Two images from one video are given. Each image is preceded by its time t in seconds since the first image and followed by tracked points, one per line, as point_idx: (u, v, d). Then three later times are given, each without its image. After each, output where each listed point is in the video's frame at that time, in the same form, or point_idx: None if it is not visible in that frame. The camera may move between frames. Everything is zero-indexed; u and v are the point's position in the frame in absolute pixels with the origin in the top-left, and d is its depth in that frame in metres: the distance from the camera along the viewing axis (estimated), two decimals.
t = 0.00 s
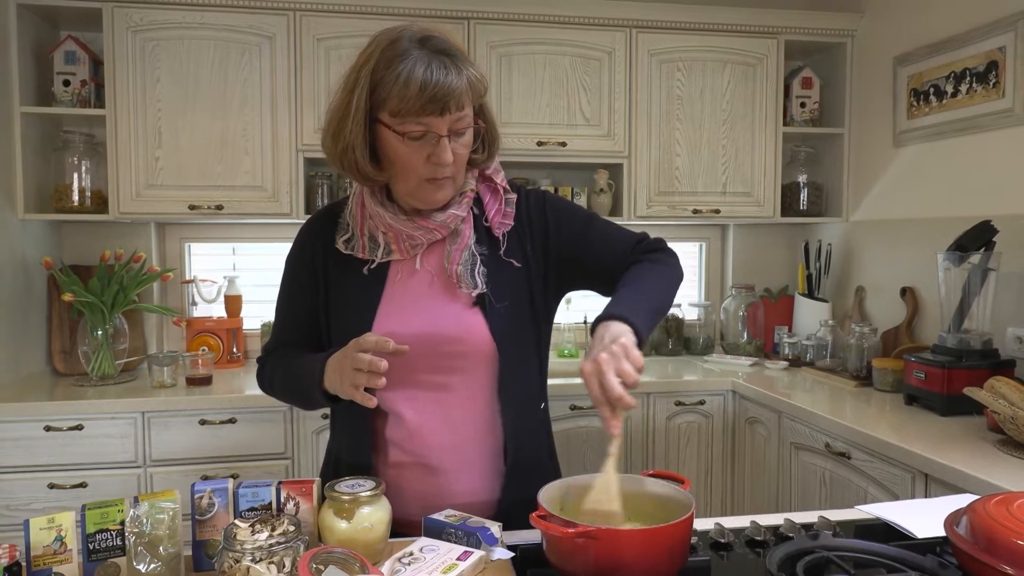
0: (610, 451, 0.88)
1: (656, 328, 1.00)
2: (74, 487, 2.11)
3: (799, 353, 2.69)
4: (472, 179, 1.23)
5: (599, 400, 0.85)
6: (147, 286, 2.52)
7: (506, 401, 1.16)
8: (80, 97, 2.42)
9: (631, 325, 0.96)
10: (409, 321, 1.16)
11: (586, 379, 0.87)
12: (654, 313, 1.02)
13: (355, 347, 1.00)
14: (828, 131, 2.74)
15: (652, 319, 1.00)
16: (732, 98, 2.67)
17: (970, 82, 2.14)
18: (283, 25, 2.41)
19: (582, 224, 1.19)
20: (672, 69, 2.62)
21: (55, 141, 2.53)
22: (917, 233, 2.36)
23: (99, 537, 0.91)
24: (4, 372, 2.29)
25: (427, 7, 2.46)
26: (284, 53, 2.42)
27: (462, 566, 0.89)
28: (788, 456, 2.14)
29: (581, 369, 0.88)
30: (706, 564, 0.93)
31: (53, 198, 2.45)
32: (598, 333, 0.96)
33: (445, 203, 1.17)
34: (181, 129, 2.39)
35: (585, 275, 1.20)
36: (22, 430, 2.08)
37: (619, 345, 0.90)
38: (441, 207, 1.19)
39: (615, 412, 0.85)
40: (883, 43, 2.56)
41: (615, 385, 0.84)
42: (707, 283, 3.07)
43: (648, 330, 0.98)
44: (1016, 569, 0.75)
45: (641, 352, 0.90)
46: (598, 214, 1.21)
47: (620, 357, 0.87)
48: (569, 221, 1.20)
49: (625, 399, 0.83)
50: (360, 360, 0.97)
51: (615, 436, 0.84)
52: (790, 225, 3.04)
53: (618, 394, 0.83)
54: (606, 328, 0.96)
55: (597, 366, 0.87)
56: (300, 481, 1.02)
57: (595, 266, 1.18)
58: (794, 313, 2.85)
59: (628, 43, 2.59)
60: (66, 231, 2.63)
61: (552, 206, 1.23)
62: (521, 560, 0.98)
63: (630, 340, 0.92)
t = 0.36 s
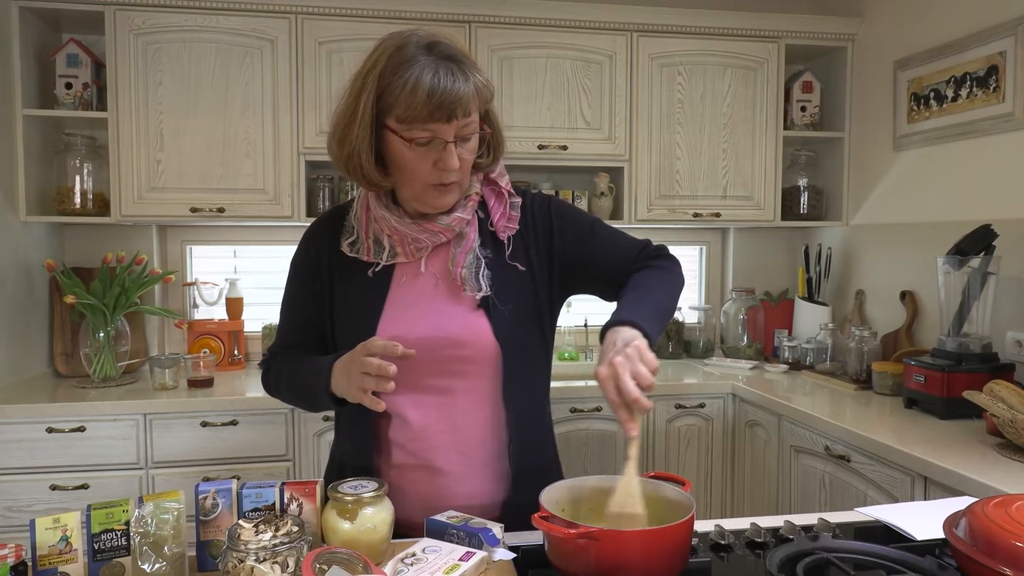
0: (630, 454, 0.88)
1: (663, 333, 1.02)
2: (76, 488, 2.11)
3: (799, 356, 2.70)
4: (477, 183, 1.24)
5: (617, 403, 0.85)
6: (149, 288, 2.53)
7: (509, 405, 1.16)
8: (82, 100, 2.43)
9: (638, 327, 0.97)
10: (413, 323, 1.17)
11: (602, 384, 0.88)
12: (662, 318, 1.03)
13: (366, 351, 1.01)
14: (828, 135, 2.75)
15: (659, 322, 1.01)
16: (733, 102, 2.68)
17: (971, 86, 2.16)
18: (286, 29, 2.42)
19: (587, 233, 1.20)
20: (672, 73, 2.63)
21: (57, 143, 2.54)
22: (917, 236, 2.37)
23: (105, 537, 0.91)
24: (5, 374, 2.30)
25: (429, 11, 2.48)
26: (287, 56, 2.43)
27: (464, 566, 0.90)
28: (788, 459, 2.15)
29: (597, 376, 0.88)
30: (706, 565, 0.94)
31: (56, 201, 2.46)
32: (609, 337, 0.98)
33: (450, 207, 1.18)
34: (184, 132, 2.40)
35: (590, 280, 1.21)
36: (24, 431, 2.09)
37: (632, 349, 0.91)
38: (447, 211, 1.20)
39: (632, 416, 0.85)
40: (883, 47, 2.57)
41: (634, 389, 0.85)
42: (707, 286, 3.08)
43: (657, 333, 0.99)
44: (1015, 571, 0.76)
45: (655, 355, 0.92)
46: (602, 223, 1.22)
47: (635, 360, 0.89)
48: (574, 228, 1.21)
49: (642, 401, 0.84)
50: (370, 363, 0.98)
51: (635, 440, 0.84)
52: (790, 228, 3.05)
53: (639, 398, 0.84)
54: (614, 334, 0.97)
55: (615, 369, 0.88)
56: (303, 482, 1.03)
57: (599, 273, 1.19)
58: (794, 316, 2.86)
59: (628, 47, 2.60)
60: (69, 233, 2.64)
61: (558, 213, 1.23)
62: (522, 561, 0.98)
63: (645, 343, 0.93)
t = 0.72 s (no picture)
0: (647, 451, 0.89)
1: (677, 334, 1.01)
2: (79, 488, 2.12)
3: (800, 357, 2.71)
4: (493, 185, 1.25)
5: (634, 401, 0.86)
6: (151, 288, 2.54)
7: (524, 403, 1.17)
8: (85, 101, 2.44)
9: (656, 329, 0.97)
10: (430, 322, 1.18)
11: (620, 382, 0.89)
12: (674, 317, 1.03)
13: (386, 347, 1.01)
14: (829, 135, 2.75)
15: (675, 324, 1.01)
16: (734, 102, 2.68)
17: (973, 86, 2.16)
18: (288, 29, 2.43)
19: (601, 232, 1.21)
20: (674, 73, 2.64)
21: (60, 144, 2.55)
22: (918, 236, 2.37)
23: (110, 535, 0.91)
24: (8, 374, 2.30)
25: (431, 12, 2.48)
26: (289, 57, 2.43)
27: (467, 565, 0.90)
28: (789, 459, 2.15)
29: (615, 373, 0.89)
30: (707, 564, 0.94)
31: (59, 202, 2.46)
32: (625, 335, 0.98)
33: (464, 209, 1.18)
34: (186, 133, 2.40)
35: (603, 283, 1.21)
36: (28, 431, 2.09)
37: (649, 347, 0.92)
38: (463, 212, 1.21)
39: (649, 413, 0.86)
40: (885, 47, 2.58)
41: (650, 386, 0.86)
42: (708, 287, 3.08)
43: (670, 330, 0.99)
44: (1016, 570, 0.76)
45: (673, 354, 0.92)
46: (615, 225, 1.23)
47: (652, 358, 0.90)
48: (588, 227, 1.22)
49: (659, 399, 0.85)
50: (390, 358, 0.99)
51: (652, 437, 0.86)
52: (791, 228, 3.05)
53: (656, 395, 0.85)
54: (630, 333, 0.97)
55: (632, 368, 0.88)
56: (306, 481, 1.03)
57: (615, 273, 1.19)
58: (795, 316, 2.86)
59: (630, 47, 2.60)
60: (71, 233, 2.65)
61: (572, 214, 1.24)
62: (524, 561, 0.99)
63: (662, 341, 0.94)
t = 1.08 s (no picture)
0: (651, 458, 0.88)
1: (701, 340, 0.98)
2: (80, 489, 2.12)
3: (801, 358, 2.71)
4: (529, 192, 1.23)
5: (640, 402, 0.86)
6: (152, 289, 2.54)
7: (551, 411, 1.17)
8: (87, 102, 2.44)
9: (675, 333, 0.95)
10: (462, 327, 1.19)
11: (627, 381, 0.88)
12: (702, 324, 1.00)
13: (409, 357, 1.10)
14: (830, 136, 2.75)
15: (698, 330, 0.98)
16: (735, 103, 2.68)
17: (973, 87, 2.16)
18: (289, 30, 2.43)
19: (636, 241, 1.18)
20: (675, 74, 2.63)
21: (62, 145, 2.56)
22: (919, 237, 2.37)
23: (109, 537, 0.92)
24: (9, 375, 2.30)
25: (432, 13, 2.48)
26: (290, 58, 2.43)
27: (467, 567, 0.90)
28: (791, 459, 2.15)
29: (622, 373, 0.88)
30: (708, 565, 0.94)
31: (61, 202, 2.47)
32: (642, 335, 0.96)
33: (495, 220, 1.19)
34: (187, 134, 2.41)
35: (637, 289, 1.18)
36: (29, 431, 2.10)
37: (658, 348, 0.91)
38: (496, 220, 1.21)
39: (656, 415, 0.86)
40: (886, 48, 2.57)
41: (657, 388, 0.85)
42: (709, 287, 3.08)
43: (692, 340, 0.96)
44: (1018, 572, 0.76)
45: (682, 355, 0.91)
46: (652, 230, 1.19)
47: (661, 360, 0.89)
48: (622, 236, 1.19)
49: (665, 402, 0.84)
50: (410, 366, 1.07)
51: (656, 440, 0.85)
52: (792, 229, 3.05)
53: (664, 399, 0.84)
54: (648, 334, 0.95)
55: (639, 368, 0.87)
56: (306, 482, 1.03)
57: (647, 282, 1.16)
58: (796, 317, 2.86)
59: (631, 48, 2.60)
60: (73, 234, 2.65)
61: (609, 221, 1.21)
62: (525, 562, 0.99)
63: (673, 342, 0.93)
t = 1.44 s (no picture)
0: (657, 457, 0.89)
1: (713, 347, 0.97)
2: (80, 493, 2.12)
3: (801, 357, 2.71)
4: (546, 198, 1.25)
5: (649, 405, 0.87)
6: (152, 292, 2.53)
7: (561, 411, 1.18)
8: (85, 105, 2.44)
9: (685, 340, 0.94)
10: (478, 325, 1.22)
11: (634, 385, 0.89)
12: (713, 331, 0.99)
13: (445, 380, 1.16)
14: (829, 135, 2.75)
15: (710, 337, 0.97)
16: (734, 103, 2.68)
17: (972, 86, 2.16)
18: (287, 32, 2.43)
19: (649, 247, 1.17)
20: (674, 75, 2.63)
21: (60, 148, 2.55)
22: (919, 237, 2.36)
23: (109, 541, 0.92)
24: (8, 379, 2.30)
25: (430, 14, 2.48)
26: (289, 61, 2.43)
27: (468, 569, 0.90)
28: (792, 459, 2.14)
29: (630, 377, 0.89)
30: (710, 566, 0.93)
31: (59, 207, 2.47)
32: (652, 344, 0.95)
33: (511, 226, 1.22)
34: (186, 137, 2.40)
35: (650, 292, 1.18)
36: (28, 436, 2.09)
37: (664, 352, 0.91)
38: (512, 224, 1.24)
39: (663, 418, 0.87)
40: (884, 48, 2.57)
41: (665, 393, 0.85)
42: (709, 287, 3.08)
43: (704, 347, 0.95)
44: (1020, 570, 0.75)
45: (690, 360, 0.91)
46: (669, 238, 1.18)
47: (669, 362, 0.89)
48: (636, 241, 1.18)
49: (672, 406, 0.85)
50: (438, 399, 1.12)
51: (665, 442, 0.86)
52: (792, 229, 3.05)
53: (674, 404, 0.85)
54: (658, 340, 0.95)
55: (647, 372, 0.88)
56: (306, 485, 1.03)
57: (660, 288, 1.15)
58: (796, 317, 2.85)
59: (630, 49, 2.60)
60: (72, 238, 2.65)
61: (623, 227, 1.21)
62: (526, 564, 0.98)
63: (683, 348, 0.92)
